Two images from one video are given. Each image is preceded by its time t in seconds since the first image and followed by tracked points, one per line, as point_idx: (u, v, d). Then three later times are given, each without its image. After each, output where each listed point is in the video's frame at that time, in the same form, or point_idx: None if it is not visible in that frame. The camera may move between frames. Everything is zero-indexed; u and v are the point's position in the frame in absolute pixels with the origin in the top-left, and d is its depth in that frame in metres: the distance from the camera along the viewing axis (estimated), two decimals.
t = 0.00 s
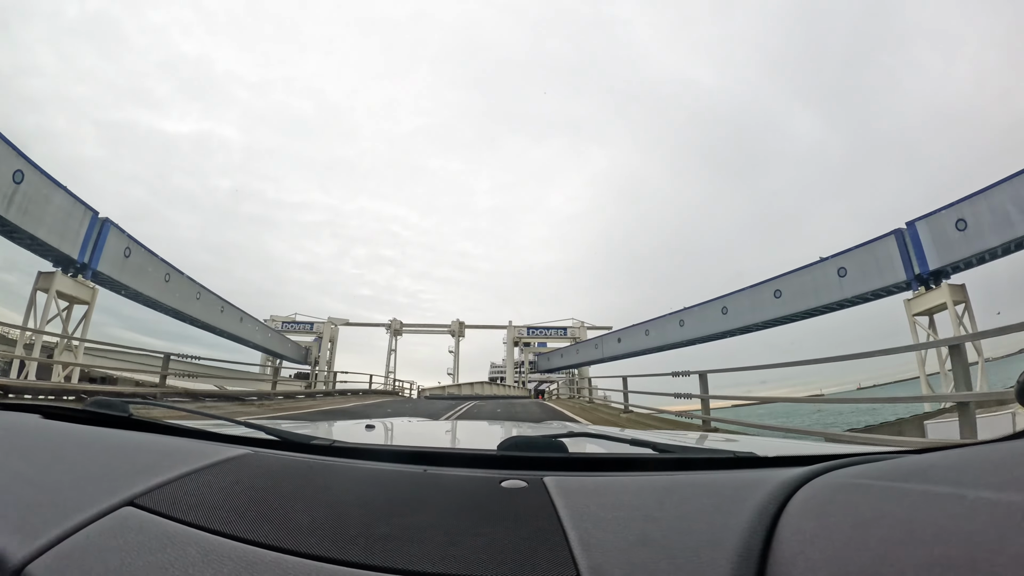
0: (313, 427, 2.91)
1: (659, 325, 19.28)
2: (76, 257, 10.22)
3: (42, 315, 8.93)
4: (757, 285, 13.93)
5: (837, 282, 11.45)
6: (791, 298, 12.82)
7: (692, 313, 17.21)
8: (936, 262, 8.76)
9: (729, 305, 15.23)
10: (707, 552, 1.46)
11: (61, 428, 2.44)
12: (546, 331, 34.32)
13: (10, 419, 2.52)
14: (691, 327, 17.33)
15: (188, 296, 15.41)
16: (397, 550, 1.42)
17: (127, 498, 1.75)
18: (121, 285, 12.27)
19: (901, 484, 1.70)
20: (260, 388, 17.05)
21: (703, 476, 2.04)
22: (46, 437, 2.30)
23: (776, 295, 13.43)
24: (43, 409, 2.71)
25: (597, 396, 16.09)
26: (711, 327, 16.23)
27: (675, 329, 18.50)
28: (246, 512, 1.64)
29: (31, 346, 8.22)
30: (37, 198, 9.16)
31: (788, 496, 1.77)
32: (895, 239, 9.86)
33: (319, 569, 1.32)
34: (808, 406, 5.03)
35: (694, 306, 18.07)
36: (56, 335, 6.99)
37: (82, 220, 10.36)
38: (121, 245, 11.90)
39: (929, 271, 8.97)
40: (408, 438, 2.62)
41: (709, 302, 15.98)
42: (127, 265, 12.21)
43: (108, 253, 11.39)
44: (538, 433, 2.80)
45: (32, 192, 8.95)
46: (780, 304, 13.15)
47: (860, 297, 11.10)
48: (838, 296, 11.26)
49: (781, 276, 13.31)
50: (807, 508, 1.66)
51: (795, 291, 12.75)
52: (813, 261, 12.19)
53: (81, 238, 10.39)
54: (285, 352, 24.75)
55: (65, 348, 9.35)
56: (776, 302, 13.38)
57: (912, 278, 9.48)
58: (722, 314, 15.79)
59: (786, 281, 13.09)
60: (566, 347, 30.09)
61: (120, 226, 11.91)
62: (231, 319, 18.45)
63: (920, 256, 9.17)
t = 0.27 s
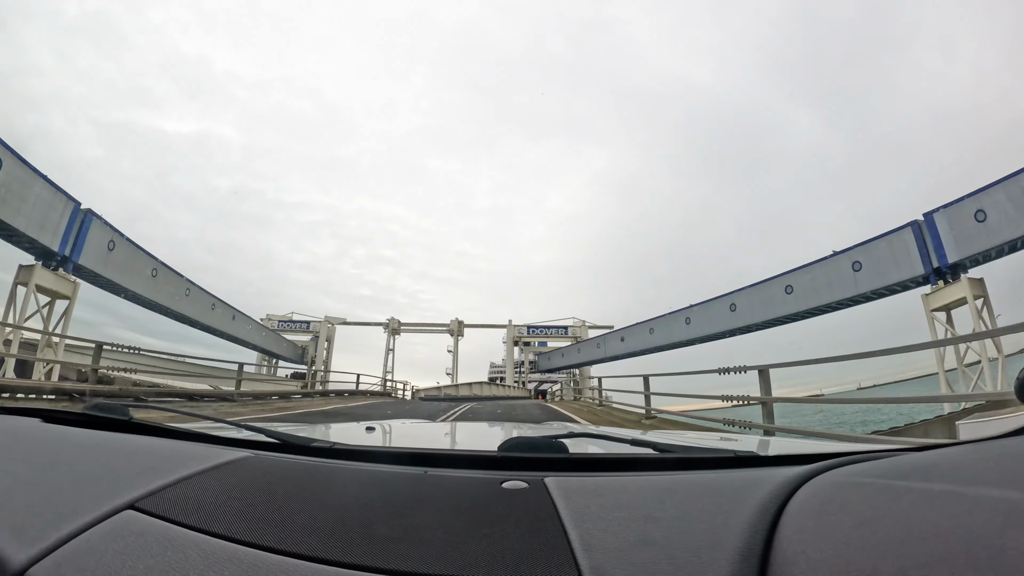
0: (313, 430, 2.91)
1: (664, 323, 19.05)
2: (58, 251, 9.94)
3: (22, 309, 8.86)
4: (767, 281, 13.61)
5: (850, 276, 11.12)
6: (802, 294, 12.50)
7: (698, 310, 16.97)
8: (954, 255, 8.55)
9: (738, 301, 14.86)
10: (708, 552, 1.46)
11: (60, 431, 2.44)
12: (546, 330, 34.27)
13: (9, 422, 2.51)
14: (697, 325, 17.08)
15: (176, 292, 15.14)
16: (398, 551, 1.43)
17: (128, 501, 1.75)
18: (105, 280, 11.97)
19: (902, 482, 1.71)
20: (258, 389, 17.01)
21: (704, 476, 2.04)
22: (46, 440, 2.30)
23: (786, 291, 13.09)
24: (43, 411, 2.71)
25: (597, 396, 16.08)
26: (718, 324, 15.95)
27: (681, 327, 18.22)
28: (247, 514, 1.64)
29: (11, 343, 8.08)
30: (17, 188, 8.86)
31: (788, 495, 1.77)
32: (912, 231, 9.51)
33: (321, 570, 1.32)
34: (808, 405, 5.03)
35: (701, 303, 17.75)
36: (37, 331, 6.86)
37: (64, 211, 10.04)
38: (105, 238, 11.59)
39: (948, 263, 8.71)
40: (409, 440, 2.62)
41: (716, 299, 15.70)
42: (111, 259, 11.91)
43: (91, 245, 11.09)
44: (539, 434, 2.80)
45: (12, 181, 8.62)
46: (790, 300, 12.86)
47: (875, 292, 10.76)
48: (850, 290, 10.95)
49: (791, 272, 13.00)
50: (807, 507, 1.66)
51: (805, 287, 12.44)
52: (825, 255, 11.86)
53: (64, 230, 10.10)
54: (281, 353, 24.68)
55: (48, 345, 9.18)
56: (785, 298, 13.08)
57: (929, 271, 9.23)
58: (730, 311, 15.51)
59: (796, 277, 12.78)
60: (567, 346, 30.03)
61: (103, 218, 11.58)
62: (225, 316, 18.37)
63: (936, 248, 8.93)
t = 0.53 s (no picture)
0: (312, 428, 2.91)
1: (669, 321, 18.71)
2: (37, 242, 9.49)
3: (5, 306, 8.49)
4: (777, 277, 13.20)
5: (865, 271, 10.72)
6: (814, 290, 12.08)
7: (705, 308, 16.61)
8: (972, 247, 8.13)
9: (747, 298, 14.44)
10: (708, 551, 1.46)
11: (60, 430, 2.44)
12: (546, 330, 34.21)
13: (9, 421, 2.51)
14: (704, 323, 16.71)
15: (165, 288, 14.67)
16: (397, 550, 1.43)
17: (128, 499, 1.75)
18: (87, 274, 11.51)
19: (901, 481, 1.71)
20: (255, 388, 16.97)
21: (703, 475, 2.04)
22: (46, 439, 2.30)
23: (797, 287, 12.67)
24: (43, 410, 2.71)
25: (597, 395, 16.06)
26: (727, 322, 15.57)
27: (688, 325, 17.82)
28: (246, 513, 1.64)
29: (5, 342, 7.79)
30: None
31: (788, 494, 1.77)
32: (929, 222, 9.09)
33: (320, 569, 1.32)
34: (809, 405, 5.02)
35: (708, 300, 17.36)
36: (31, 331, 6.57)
37: (45, 200, 9.60)
38: (87, 230, 11.13)
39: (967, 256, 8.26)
40: (408, 438, 2.62)
41: (724, 295, 15.30)
42: (94, 253, 11.44)
43: (72, 237, 10.64)
44: (538, 433, 2.80)
45: None
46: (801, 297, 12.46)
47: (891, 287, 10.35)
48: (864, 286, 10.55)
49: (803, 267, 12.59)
50: (806, 506, 1.66)
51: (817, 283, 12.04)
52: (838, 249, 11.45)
53: (44, 221, 9.65)
54: (277, 352, 24.62)
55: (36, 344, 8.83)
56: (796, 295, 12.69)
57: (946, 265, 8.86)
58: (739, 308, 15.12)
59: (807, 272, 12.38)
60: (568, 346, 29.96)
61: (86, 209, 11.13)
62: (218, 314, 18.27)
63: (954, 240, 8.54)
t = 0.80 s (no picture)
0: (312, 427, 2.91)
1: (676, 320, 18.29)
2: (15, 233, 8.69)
3: None
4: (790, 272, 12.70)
5: (881, 265, 10.21)
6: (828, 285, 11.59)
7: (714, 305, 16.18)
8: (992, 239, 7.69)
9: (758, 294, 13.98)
10: (708, 551, 1.45)
11: (60, 430, 2.44)
12: (546, 330, 34.18)
13: (10, 421, 2.51)
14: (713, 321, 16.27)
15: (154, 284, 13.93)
16: (397, 550, 1.43)
17: (128, 499, 1.75)
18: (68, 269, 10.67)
19: (901, 480, 1.71)
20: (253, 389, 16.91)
21: (703, 474, 2.04)
22: (45, 439, 2.30)
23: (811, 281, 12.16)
24: (43, 411, 2.70)
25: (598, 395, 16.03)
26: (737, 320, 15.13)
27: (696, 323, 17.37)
28: (246, 513, 1.64)
29: None
30: None
31: (787, 494, 1.77)
32: (947, 213, 8.61)
33: (320, 569, 1.32)
34: (810, 405, 5.02)
35: (716, 297, 16.86)
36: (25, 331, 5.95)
37: (25, 189, 8.83)
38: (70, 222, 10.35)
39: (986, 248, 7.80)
40: (407, 438, 2.62)
41: (735, 292, 14.82)
42: (77, 246, 10.64)
43: (53, 229, 9.83)
44: (538, 433, 2.80)
45: None
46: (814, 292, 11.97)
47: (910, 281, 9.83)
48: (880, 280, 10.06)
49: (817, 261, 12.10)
50: (806, 505, 1.66)
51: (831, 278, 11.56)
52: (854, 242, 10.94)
53: (23, 210, 8.86)
54: (275, 352, 24.53)
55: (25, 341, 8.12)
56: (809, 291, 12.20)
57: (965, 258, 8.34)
58: (748, 305, 14.74)
59: (821, 266, 11.89)
60: (569, 345, 29.90)
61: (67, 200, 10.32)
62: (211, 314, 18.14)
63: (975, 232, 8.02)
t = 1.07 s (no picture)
0: (312, 428, 2.91)
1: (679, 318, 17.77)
2: None
3: None
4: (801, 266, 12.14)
5: (898, 259, 9.69)
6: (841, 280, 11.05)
7: (720, 302, 15.65)
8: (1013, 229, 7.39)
9: (766, 290, 13.44)
10: (708, 551, 1.46)
11: (61, 429, 2.44)
12: (547, 329, 34.16)
13: (10, 422, 2.50)
14: (719, 318, 15.74)
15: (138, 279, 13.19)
16: (396, 550, 1.42)
17: (128, 499, 1.75)
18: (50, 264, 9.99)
19: (901, 481, 1.71)
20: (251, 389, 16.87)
21: (703, 475, 2.04)
22: (45, 440, 2.29)
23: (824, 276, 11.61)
24: (43, 411, 2.70)
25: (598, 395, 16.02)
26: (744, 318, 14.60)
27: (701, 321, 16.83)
28: (246, 513, 1.64)
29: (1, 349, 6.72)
30: None
31: (787, 494, 1.78)
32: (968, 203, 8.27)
33: (320, 569, 1.32)
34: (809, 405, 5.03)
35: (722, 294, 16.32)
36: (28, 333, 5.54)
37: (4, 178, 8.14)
38: (51, 213, 9.66)
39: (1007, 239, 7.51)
40: (406, 439, 2.62)
41: (742, 288, 14.27)
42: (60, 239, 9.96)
43: (33, 220, 9.11)
44: (538, 433, 2.80)
45: None
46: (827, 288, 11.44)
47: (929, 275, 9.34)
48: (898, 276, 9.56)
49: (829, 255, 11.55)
50: (805, 505, 1.67)
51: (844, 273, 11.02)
52: (868, 235, 10.42)
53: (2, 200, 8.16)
54: (272, 352, 24.41)
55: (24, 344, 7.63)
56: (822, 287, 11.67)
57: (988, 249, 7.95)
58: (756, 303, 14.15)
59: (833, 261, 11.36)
60: (569, 345, 29.85)
61: (48, 189, 9.60)
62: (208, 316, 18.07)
63: (997, 222, 7.64)
